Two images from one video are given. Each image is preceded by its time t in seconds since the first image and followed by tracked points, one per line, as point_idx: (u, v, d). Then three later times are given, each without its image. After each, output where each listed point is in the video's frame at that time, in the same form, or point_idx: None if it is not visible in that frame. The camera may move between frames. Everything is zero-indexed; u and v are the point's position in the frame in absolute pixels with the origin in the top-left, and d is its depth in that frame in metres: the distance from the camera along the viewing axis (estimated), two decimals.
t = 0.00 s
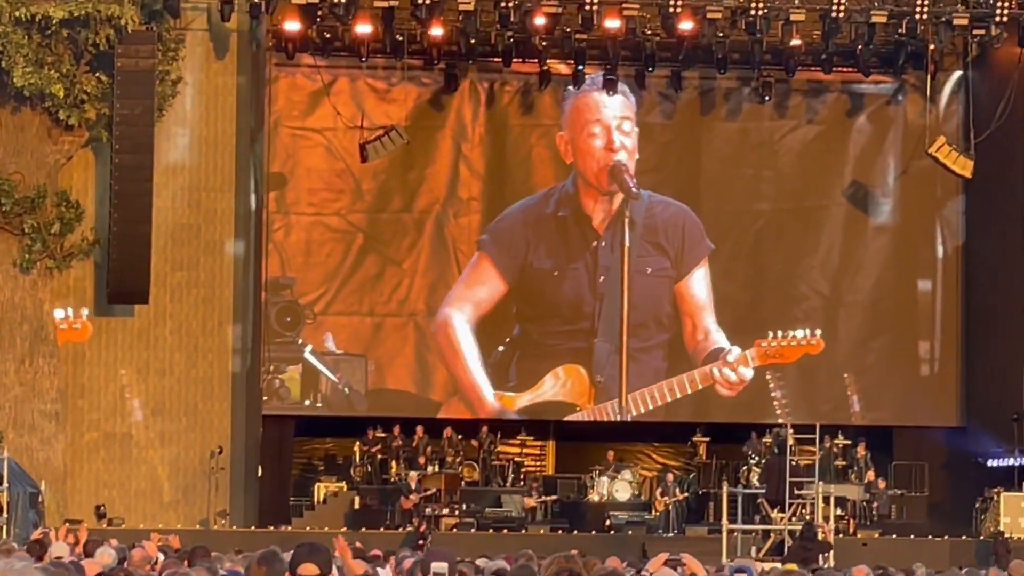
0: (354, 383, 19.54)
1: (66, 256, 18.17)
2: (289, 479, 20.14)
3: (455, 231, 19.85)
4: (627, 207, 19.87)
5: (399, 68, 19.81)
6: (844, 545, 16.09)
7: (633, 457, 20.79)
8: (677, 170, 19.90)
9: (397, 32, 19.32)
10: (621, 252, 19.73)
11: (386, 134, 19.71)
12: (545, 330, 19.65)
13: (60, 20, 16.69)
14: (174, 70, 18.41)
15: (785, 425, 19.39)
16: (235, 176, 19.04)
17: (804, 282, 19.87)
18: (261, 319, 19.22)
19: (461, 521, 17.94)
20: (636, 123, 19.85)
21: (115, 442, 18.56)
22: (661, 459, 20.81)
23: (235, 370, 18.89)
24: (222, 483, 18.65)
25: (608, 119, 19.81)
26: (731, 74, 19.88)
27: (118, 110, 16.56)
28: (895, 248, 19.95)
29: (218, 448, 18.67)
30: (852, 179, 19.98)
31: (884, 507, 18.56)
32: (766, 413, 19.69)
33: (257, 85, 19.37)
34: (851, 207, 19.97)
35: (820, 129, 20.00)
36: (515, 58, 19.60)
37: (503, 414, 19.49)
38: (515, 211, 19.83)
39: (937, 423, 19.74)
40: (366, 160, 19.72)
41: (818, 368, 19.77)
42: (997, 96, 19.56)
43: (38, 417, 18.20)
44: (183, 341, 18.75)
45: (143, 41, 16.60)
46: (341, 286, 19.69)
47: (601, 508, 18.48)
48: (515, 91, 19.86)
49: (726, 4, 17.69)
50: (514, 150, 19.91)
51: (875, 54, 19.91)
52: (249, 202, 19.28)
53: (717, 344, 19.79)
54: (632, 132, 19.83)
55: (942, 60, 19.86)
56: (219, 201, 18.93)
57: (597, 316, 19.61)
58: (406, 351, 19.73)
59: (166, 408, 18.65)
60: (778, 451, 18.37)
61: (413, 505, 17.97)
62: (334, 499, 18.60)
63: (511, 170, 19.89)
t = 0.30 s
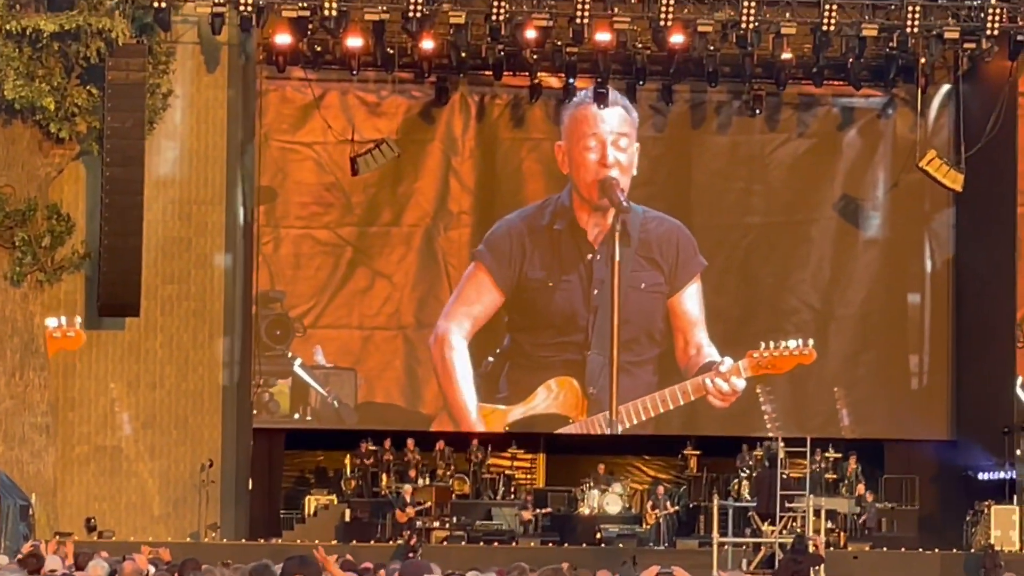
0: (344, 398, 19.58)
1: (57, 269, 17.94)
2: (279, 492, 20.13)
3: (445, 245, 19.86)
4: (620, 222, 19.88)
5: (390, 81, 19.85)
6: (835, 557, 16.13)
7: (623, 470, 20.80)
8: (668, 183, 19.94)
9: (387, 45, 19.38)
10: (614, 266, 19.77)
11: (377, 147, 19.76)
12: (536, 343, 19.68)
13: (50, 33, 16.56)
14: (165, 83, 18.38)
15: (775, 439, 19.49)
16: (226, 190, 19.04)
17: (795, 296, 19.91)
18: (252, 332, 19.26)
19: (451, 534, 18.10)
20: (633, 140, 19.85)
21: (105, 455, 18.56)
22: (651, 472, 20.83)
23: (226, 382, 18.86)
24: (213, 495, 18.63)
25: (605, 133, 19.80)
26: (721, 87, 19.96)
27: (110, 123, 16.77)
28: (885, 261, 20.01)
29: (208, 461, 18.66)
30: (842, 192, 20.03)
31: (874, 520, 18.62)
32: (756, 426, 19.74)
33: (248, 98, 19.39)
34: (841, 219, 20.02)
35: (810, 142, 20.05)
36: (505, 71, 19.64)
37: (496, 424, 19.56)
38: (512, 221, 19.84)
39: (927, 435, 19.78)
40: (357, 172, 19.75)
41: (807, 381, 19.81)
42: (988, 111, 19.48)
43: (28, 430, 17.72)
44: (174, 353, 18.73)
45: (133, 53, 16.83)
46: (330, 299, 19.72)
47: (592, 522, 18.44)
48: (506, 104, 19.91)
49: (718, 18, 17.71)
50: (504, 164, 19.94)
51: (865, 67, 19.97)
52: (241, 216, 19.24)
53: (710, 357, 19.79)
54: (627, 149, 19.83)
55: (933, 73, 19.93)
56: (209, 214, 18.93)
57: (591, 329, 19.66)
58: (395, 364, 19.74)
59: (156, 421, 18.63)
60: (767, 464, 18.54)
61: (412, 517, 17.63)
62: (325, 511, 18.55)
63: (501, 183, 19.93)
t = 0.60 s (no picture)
0: (335, 409, 19.57)
1: (50, 280, 17.84)
2: (270, 502, 20.12)
3: (436, 256, 19.87)
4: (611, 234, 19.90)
5: (382, 93, 19.88)
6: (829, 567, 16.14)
7: (614, 481, 20.80)
8: (659, 195, 19.98)
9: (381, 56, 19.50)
10: (604, 278, 19.78)
11: (370, 158, 19.75)
12: (526, 355, 19.71)
13: (44, 43, 16.70)
14: (157, 95, 18.45)
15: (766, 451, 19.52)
16: (218, 201, 19.04)
17: (785, 307, 19.94)
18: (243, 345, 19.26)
19: (444, 546, 17.95)
20: (615, 144, 19.93)
21: (97, 466, 18.55)
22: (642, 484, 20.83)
23: (219, 395, 18.80)
24: (206, 507, 18.61)
25: (587, 139, 19.87)
26: (714, 99, 20.01)
27: (103, 134, 16.75)
28: (876, 273, 20.02)
29: (201, 472, 18.64)
30: (834, 204, 20.07)
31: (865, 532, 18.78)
32: (747, 437, 19.81)
33: (243, 110, 19.36)
34: (832, 231, 20.04)
35: (802, 154, 20.09)
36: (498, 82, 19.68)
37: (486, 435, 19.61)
38: (496, 234, 19.86)
39: (919, 446, 19.82)
40: (350, 183, 19.75)
41: (799, 393, 19.83)
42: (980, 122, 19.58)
43: (21, 441, 17.57)
44: (166, 365, 18.72)
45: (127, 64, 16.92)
46: (322, 310, 19.73)
47: (585, 534, 18.51)
48: (497, 115, 19.94)
49: (711, 29, 17.76)
50: (495, 175, 19.97)
51: (858, 79, 20.01)
52: (232, 228, 19.22)
53: (700, 369, 19.82)
54: (610, 150, 19.90)
55: (925, 85, 19.99)
56: (202, 225, 18.93)
57: (578, 340, 19.70)
58: (387, 375, 19.73)
59: (149, 433, 18.63)
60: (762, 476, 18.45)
61: (407, 529, 17.83)
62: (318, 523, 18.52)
63: (493, 195, 19.94)
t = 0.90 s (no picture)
0: (324, 416, 19.55)
1: (40, 287, 17.59)
2: (259, 509, 20.09)
3: (425, 263, 19.86)
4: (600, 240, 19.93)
5: (372, 100, 19.88)
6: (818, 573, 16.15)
7: (604, 488, 20.81)
8: (649, 202, 20.01)
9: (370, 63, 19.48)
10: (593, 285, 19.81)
11: (359, 165, 19.63)
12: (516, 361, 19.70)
13: (32, 49, 16.70)
14: (146, 101, 18.28)
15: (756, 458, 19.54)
16: (208, 208, 18.98)
17: (775, 314, 19.97)
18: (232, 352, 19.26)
19: (432, 553, 17.76)
20: (603, 153, 19.96)
21: (85, 473, 18.51)
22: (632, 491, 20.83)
23: (207, 401, 18.76)
24: (194, 514, 18.53)
25: (575, 147, 19.91)
26: (704, 105, 20.02)
27: (92, 141, 16.76)
28: (864, 279, 20.06)
29: (190, 479, 18.55)
30: (823, 211, 20.11)
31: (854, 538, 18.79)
32: (738, 445, 19.76)
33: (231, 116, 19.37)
34: (821, 237, 20.09)
35: (791, 161, 20.12)
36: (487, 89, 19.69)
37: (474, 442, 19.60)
38: (481, 243, 19.87)
39: (909, 452, 19.86)
40: (340, 190, 19.63)
41: (788, 400, 19.86)
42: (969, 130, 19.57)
43: (9, 448, 17.47)
44: (155, 371, 18.66)
45: (116, 71, 16.78)
46: (312, 317, 19.72)
47: (574, 540, 18.46)
48: (487, 122, 19.97)
49: (700, 36, 17.83)
50: (485, 182, 19.98)
51: (847, 86, 20.08)
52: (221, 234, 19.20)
53: (689, 375, 19.84)
54: (598, 159, 19.93)
55: (915, 92, 20.06)
56: (192, 232, 18.87)
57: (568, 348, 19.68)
58: (376, 382, 19.72)
59: (138, 439, 18.58)
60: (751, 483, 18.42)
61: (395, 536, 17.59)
62: (305, 530, 18.32)
63: (482, 201, 19.96)
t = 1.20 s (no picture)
0: (317, 419, 19.57)
1: (31, 289, 17.32)
2: (251, 512, 20.07)
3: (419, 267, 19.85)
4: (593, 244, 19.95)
5: (364, 103, 19.82)
6: None
7: (596, 490, 20.82)
8: (642, 205, 20.03)
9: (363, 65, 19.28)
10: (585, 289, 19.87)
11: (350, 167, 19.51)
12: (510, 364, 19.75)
13: (24, 52, 16.70)
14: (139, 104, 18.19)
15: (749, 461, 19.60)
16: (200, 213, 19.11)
17: (768, 318, 19.99)
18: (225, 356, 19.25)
19: (424, 555, 17.59)
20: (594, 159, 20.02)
21: (78, 476, 18.48)
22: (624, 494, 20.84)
23: (200, 405, 18.88)
24: (186, 516, 18.60)
25: (565, 153, 19.98)
26: (696, 110, 20.12)
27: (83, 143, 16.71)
28: (857, 283, 20.09)
29: (181, 481, 18.61)
30: (816, 215, 20.13)
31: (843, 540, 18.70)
32: (731, 448, 19.78)
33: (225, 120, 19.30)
34: (814, 241, 20.09)
35: (784, 164, 20.14)
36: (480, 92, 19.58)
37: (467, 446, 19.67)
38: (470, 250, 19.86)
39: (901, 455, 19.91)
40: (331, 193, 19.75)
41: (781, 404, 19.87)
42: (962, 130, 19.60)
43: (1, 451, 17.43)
44: (147, 374, 18.77)
45: (108, 74, 16.72)
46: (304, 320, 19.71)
47: (565, 543, 18.50)
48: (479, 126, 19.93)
49: (692, 39, 17.74)
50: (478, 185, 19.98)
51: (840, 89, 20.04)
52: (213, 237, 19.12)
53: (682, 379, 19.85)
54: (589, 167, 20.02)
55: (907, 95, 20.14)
56: (183, 235, 19.03)
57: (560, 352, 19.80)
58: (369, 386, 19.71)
59: (130, 442, 18.61)
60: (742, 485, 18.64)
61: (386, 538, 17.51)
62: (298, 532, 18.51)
63: (476, 205, 19.90)
